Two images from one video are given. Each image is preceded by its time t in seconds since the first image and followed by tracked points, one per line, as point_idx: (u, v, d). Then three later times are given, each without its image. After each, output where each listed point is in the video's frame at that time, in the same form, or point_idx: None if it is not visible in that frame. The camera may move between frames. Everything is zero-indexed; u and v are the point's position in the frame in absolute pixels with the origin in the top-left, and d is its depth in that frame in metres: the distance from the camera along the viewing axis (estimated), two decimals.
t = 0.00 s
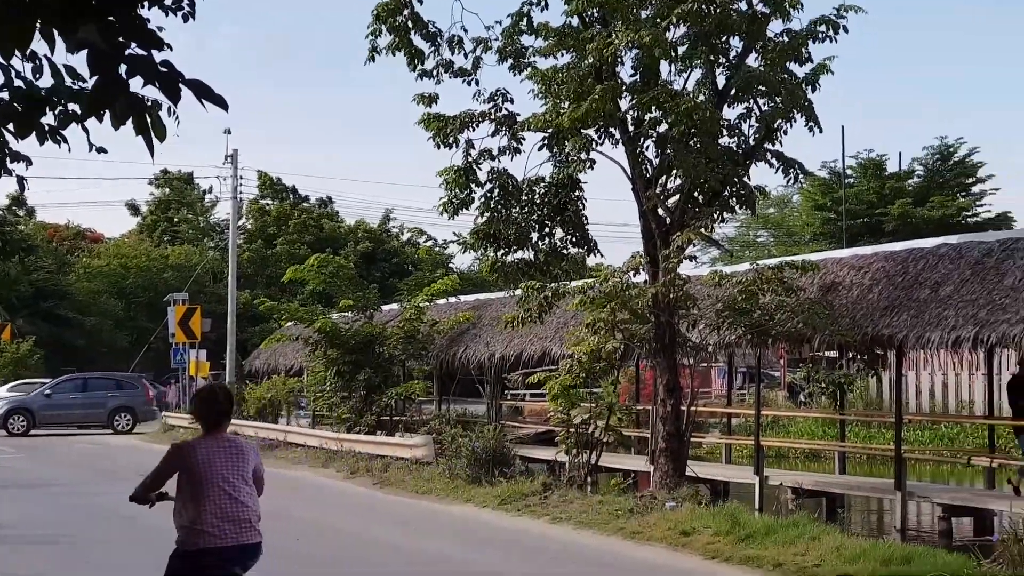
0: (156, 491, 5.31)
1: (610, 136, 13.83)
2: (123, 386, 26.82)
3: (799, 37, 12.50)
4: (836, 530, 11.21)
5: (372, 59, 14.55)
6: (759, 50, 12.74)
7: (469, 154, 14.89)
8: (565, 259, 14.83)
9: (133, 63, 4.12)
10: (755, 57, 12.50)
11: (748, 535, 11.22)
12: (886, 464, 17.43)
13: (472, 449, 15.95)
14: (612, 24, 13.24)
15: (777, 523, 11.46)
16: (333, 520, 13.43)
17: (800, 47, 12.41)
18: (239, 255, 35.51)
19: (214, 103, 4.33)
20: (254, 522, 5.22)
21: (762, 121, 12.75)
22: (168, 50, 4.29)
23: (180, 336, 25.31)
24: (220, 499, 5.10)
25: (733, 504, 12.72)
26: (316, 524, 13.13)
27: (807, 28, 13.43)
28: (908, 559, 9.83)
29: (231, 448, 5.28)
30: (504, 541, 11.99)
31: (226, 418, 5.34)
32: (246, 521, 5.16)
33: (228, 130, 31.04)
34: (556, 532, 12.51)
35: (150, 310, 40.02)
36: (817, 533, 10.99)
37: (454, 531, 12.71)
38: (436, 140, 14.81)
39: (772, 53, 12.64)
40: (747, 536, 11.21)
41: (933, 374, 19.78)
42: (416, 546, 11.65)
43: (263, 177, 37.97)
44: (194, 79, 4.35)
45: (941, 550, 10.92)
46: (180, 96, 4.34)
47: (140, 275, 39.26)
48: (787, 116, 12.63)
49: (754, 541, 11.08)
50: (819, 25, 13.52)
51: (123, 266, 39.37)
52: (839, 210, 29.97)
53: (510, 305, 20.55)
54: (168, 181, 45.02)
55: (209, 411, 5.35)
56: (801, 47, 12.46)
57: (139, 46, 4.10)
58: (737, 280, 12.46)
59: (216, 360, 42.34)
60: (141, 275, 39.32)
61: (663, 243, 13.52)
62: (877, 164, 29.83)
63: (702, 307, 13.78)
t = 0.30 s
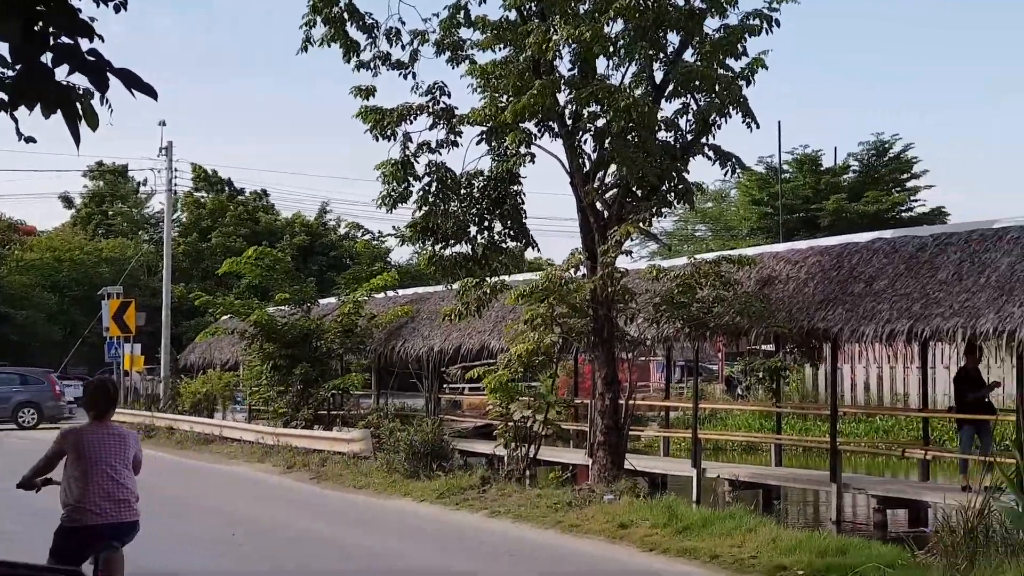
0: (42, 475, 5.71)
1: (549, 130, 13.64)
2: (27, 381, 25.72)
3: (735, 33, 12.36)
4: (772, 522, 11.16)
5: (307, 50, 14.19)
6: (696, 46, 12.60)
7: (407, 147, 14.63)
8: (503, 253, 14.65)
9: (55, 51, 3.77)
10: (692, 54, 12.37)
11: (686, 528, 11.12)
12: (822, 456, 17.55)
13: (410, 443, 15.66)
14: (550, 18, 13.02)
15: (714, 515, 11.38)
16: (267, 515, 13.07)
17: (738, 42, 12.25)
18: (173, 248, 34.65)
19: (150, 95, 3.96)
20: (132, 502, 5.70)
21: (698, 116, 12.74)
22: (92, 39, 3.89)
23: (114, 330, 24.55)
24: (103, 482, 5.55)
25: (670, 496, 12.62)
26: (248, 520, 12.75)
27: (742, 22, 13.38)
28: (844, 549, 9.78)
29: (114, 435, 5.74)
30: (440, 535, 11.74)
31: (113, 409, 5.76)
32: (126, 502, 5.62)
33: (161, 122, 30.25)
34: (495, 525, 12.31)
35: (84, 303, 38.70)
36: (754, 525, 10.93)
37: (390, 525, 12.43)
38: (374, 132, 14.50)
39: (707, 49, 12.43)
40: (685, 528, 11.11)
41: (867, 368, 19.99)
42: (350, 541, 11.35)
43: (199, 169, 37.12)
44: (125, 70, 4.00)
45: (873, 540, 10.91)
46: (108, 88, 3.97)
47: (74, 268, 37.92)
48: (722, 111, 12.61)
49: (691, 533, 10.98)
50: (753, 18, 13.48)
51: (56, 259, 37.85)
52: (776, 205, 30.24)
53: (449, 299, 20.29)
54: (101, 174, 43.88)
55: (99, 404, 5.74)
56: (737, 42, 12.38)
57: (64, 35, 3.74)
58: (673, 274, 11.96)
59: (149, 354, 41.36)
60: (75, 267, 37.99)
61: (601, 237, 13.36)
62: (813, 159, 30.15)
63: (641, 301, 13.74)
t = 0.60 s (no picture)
0: None
1: (503, 122, 13.47)
2: None
3: (688, 26, 12.26)
4: (723, 513, 11.10)
5: (258, 39, 13.88)
6: (648, 38, 12.50)
7: (360, 138, 14.40)
8: (456, 245, 14.46)
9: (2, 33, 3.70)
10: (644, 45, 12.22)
11: (638, 519, 11.04)
12: (773, 447, 17.62)
13: (363, 435, 15.44)
14: (504, 10, 12.84)
15: (667, 506, 11.31)
16: (216, 507, 12.78)
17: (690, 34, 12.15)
18: (123, 239, 33.93)
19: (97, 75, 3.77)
20: (34, 481, 6.18)
21: (651, 109, 12.58)
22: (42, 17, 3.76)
23: (63, 322, 23.95)
24: (6, 462, 6.04)
25: (623, 488, 12.55)
26: (196, 512, 12.45)
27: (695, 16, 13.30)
28: (795, 539, 9.72)
29: (14, 421, 6.24)
30: (392, 528, 11.55)
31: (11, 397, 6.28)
32: (29, 480, 6.10)
33: (110, 112, 29.55)
34: (448, 517, 12.15)
35: (32, 294, 37.76)
36: (706, 516, 10.86)
37: (341, 517, 12.21)
38: (326, 123, 14.23)
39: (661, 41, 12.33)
40: (637, 520, 11.03)
41: (819, 360, 20.08)
42: (299, 533, 11.12)
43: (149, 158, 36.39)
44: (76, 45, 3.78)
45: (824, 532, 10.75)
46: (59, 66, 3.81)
47: (23, 256, 36.95)
48: (676, 104, 12.39)
49: (643, 524, 10.90)
50: (707, 13, 13.41)
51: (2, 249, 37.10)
52: (729, 198, 30.36)
53: (403, 291, 20.05)
54: (50, 163, 42.86)
55: None
56: (689, 36, 12.29)
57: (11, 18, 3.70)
58: (627, 267, 12.01)
59: (99, 346, 40.51)
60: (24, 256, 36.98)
61: (555, 230, 13.24)
62: (766, 152, 30.32)
63: (594, 294, 13.68)
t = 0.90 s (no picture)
0: None
1: (457, 115, 13.25)
2: None
3: (643, 21, 12.14)
4: (676, 508, 10.99)
5: (211, 30, 13.53)
6: (604, 33, 12.35)
7: (313, 130, 14.10)
8: (411, 239, 14.24)
9: None
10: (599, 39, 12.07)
11: (591, 514, 10.92)
12: (726, 442, 17.62)
13: (315, 430, 15.15)
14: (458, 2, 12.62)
15: (620, 501, 11.19)
16: (163, 502, 12.44)
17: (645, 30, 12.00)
18: (72, 231, 33.11)
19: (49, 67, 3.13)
20: None
21: (606, 103, 12.44)
22: None
23: (11, 314, 23.28)
24: None
25: (576, 483, 12.42)
26: (141, 506, 12.09)
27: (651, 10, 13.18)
28: (747, 532, 9.64)
29: None
30: (342, 522, 11.32)
31: None
32: None
33: (59, 101, 28.80)
34: (400, 512, 11.94)
35: None
36: (659, 510, 10.76)
37: (291, 512, 11.95)
38: (279, 115, 13.91)
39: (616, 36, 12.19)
40: (590, 514, 10.91)
41: (771, 355, 20.13)
42: (247, 528, 10.84)
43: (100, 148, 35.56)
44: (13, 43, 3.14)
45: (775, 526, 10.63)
46: None
47: None
48: (631, 99, 12.26)
49: (597, 519, 10.78)
50: (663, 8, 13.31)
51: None
52: (683, 193, 30.40)
53: (356, 284, 19.75)
54: None
55: None
56: (644, 31, 12.15)
57: None
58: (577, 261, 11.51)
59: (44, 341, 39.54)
60: None
61: (510, 224, 13.08)
62: (719, 148, 30.41)
63: (548, 288, 13.52)
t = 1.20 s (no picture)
0: None
1: (416, 115, 13.12)
2: None
3: (602, 21, 12.09)
4: (635, 507, 10.94)
5: (170, 28, 13.26)
6: (563, 33, 12.28)
7: (272, 129, 13.89)
8: (371, 238, 14.08)
9: None
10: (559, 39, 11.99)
11: (550, 513, 10.84)
12: (685, 442, 17.65)
13: (272, 430, 14.92)
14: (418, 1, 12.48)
15: (579, 501, 11.13)
16: (118, 502, 12.18)
17: (604, 30, 11.94)
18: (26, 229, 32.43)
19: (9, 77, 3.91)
20: None
21: (567, 103, 12.37)
22: None
23: None
24: None
25: (536, 482, 12.34)
26: (95, 506, 11.82)
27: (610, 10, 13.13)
28: (705, 531, 9.59)
29: None
30: (300, 522, 11.15)
31: None
32: None
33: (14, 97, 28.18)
34: (358, 512, 11.79)
35: None
36: (619, 510, 10.70)
37: (248, 512, 11.75)
38: (238, 112, 13.68)
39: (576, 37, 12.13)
40: (549, 514, 10.83)
41: (730, 355, 20.22)
42: (204, 528, 10.64)
43: (57, 146, 34.92)
44: None
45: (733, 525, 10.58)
46: None
47: None
48: (592, 99, 12.20)
49: (556, 519, 10.70)
50: (622, 8, 13.26)
51: None
52: (643, 193, 30.45)
53: (315, 284, 19.51)
54: None
55: None
56: (603, 31, 12.10)
57: None
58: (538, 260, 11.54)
59: None
60: None
61: (470, 224, 12.96)
62: (679, 149, 30.50)
63: (508, 288, 13.42)
